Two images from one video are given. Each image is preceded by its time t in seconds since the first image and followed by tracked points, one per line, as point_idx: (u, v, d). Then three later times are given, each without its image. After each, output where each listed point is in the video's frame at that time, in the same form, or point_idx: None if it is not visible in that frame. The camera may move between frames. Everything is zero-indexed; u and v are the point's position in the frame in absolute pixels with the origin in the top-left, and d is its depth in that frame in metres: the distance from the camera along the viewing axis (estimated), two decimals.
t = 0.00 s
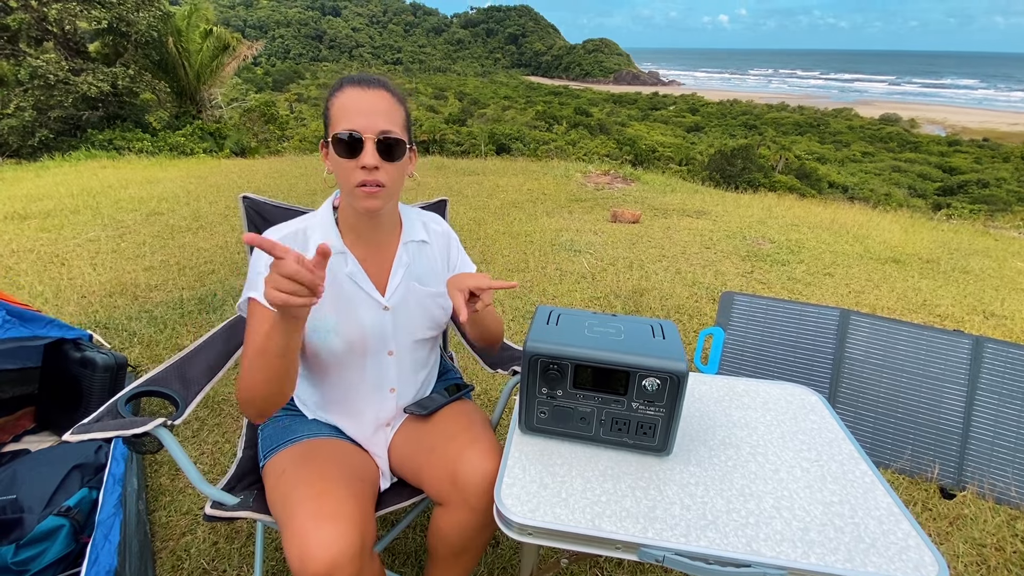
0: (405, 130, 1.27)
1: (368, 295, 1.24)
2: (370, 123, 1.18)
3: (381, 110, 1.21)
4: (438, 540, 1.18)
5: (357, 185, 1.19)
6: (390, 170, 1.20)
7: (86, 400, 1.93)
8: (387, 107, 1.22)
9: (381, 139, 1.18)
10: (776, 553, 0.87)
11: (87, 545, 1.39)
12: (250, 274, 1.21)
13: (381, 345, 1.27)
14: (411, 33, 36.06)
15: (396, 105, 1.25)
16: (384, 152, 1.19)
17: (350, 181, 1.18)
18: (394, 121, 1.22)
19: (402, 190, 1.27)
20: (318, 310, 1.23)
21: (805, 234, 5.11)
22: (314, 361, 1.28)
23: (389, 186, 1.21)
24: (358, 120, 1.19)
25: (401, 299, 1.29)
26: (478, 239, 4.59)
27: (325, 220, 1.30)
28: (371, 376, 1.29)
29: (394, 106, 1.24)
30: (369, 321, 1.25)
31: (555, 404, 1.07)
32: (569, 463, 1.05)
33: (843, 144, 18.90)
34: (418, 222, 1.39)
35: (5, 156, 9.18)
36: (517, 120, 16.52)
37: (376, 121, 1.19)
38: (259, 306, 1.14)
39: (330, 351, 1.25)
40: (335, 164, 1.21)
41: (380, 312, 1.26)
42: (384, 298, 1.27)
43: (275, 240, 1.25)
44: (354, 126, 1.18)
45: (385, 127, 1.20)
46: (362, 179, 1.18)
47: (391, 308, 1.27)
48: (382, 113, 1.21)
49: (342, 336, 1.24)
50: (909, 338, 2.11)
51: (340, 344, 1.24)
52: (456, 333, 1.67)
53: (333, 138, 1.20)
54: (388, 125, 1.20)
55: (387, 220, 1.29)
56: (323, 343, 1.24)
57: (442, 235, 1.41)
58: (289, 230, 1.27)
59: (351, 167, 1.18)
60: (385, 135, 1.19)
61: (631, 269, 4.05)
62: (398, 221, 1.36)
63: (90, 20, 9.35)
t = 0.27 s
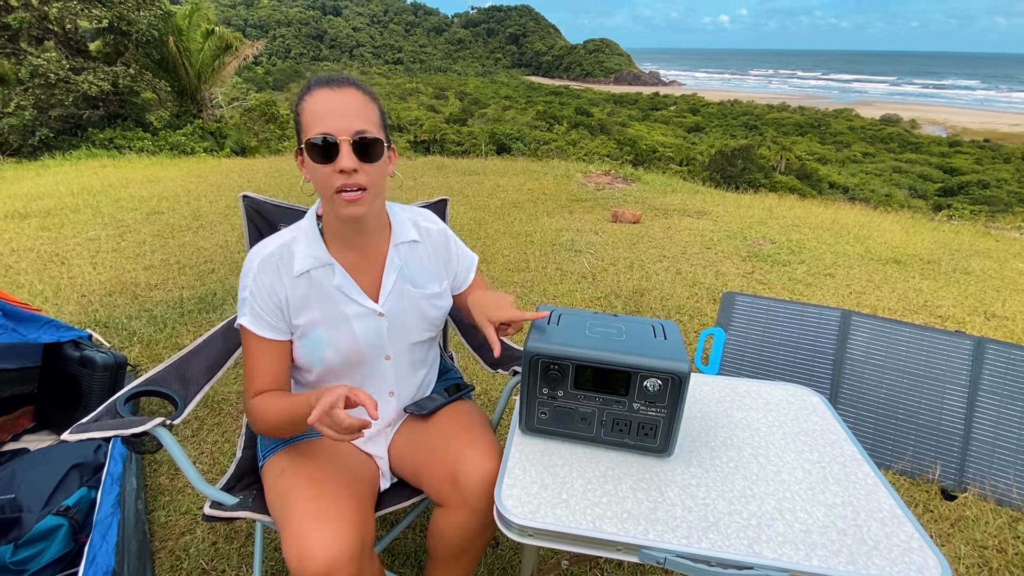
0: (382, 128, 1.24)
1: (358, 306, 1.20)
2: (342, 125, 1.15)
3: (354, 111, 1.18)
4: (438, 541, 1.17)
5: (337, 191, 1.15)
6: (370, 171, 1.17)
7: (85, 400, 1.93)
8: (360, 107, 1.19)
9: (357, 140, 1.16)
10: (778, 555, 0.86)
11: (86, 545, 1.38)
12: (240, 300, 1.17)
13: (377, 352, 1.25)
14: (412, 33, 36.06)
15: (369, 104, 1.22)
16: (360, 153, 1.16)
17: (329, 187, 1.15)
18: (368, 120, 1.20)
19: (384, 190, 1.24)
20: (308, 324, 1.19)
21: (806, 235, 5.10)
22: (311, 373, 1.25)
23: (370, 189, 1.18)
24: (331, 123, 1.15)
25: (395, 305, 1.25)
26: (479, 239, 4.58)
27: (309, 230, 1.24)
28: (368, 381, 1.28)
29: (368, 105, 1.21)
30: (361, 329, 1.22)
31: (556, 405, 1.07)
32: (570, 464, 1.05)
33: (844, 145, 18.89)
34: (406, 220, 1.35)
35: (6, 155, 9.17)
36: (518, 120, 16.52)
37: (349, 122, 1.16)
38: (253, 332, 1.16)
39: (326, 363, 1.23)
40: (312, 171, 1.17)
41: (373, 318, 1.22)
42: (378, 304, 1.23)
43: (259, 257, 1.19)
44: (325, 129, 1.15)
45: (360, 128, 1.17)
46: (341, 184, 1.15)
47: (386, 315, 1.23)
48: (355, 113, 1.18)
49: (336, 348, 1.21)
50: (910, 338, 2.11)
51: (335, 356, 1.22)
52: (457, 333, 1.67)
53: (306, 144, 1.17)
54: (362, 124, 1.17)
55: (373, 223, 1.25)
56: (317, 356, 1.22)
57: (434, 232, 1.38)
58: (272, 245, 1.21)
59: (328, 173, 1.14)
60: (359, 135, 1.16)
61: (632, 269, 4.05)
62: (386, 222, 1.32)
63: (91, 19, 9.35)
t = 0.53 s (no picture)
0: (373, 130, 1.23)
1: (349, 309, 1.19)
2: (334, 130, 1.14)
3: (345, 114, 1.16)
4: (437, 541, 1.17)
5: (329, 198, 1.14)
6: (362, 176, 1.16)
7: (84, 398, 1.93)
8: (351, 109, 1.18)
9: (348, 146, 1.15)
10: (779, 555, 0.86)
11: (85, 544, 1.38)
12: (230, 306, 1.16)
13: (371, 357, 1.24)
14: (413, 32, 36.04)
15: (360, 105, 1.21)
16: (352, 158, 1.15)
17: (320, 194, 1.14)
18: (359, 123, 1.18)
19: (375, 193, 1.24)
20: (300, 331, 1.19)
21: (807, 234, 5.10)
22: (305, 377, 1.25)
23: (362, 194, 1.17)
24: (321, 127, 1.14)
25: (388, 308, 1.25)
26: (479, 238, 4.58)
27: (299, 234, 1.23)
28: (363, 385, 1.27)
29: (359, 108, 1.20)
30: (354, 334, 1.21)
31: (556, 404, 1.06)
32: (571, 463, 1.04)
33: (845, 144, 18.87)
34: (397, 221, 1.34)
35: (6, 153, 9.17)
36: (518, 119, 16.51)
37: (340, 127, 1.15)
38: (244, 339, 1.14)
39: (319, 369, 1.22)
40: (300, 176, 1.16)
41: (366, 323, 1.22)
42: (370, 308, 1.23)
43: (248, 261, 1.17)
44: (316, 133, 1.14)
45: (351, 133, 1.16)
46: (332, 190, 1.14)
47: (379, 319, 1.23)
48: (346, 116, 1.16)
49: (328, 354, 1.21)
50: (912, 338, 2.10)
51: (327, 362, 1.21)
52: (457, 332, 1.66)
53: (295, 148, 1.15)
54: (354, 128, 1.16)
55: (362, 226, 1.24)
56: (310, 361, 1.21)
57: (426, 232, 1.37)
58: (262, 248, 1.20)
59: (319, 178, 1.13)
60: (351, 140, 1.15)
61: (632, 269, 4.04)
62: (376, 224, 1.31)
63: (92, 17, 9.35)
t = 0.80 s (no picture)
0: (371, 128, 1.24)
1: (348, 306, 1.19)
2: (343, 130, 1.14)
3: (351, 113, 1.16)
4: (439, 538, 1.17)
5: (341, 198, 1.14)
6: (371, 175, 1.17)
7: (84, 396, 1.93)
8: (354, 108, 1.18)
9: (358, 144, 1.16)
10: (780, 552, 0.86)
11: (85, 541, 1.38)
12: (224, 308, 1.16)
13: (370, 353, 1.24)
14: (413, 30, 36.02)
15: (359, 104, 1.21)
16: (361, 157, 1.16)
17: (333, 193, 1.14)
18: (363, 122, 1.19)
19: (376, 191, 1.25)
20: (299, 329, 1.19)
21: (807, 233, 5.10)
22: (305, 376, 1.25)
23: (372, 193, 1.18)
24: (332, 128, 1.14)
25: (385, 304, 1.25)
26: (480, 237, 4.58)
27: (292, 234, 1.23)
28: (362, 381, 1.27)
29: (360, 107, 1.20)
30: (352, 331, 1.21)
31: (556, 401, 1.06)
32: (571, 460, 1.04)
33: (845, 143, 18.86)
34: (392, 216, 1.34)
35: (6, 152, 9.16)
36: (519, 118, 16.49)
37: (347, 126, 1.15)
38: (240, 340, 1.15)
39: (317, 367, 1.22)
40: (307, 176, 1.15)
41: (364, 319, 1.22)
42: (367, 304, 1.23)
43: (242, 263, 1.18)
44: (326, 133, 1.13)
45: (358, 132, 1.16)
46: (345, 190, 1.14)
47: (376, 315, 1.23)
48: (351, 116, 1.16)
49: (327, 352, 1.21)
50: (913, 336, 2.10)
51: (327, 360, 1.21)
52: (457, 329, 1.66)
53: (303, 148, 1.14)
54: (360, 127, 1.17)
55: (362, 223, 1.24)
56: (309, 360, 1.21)
57: (422, 224, 1.36)
58: (255, 249, 1.20)
59: (331, 179, 1.13)
60: (360, 139, 1.16)
61: (632, 267, 4.04)
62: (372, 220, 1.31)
63: (92, 16, 9.34)
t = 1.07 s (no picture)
0: (358, 121, 1.23)
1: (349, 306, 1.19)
2: (319, 126, 1.14)
3: (328, 108, 1.15)
4: (442, 537, 1.17)
5: (324, 195, 1.14)
6: (353, 170, 1.16)
7: (85, 395, 1.93)
8: (333, 102, 1.17)
9: (336, 139, 1.15)
10: (780, 550, 0.86)
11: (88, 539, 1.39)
12: (229, 305, 1.16)
13: (372, 352, 1.24)
14: (413, 29, 35.98)
15: (342, 97, 1.20)
16: (341, 152, 1.15)
17: (314, 192, 1.14)
18: (344, 115, 1.17)
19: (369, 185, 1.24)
20: (302, 327, 1.18)
21: (808, 231, 5.09)
22: (308, 374, 1.25)
23: (355, 188, 1.17)
24: (306, 124, 1.13)
25: (387, 303, 1.25)
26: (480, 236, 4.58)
27: (295, 231, 1.23)
28: (365, 380, 1.27)
29: (341, 101, 1.19)
30: (354, 330, 1.21)
31: (557, 399, 1.06)
32: (572, 458, 1.04)
33: (846, 142, 18.85)
34: (394, 215, 1.34)
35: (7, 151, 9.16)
36: (519, 117, 16.49)
37: (325, 121, 1.14)
38: (244, 338, 1.14)
39: (320, 365, 1.22)
40: (291, 176, 1.16)
41: (366, 318, 1.22)
42: (370, 303, 1.23)
43: (246, 260, 1.17)
44: (303, 131, 1.13)
45: (337, 127, 1.15)
46: (326, 187, 1.14)
47: (379, 314, 1.23)
48: (330, 110, 1.16)
49: (330, 351, 1.21)
50: (912, 334, 2.11)
51: (329, 359, 1.21)
52: (459, 328, 1.66)
53: (283, 148, 1.15)
54: (339, 122, 1.16)
55: (360, 221, 1.24)
56: (312, 359, 1.21)
57: (426, 223, 1.36)
58: (258, 246, 1.20)
59: (311, 177, 1.13)
60: (338, 133, 1.15)
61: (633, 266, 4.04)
62: (374, 219, 1.31)
63: (92, 15, 9.32)
